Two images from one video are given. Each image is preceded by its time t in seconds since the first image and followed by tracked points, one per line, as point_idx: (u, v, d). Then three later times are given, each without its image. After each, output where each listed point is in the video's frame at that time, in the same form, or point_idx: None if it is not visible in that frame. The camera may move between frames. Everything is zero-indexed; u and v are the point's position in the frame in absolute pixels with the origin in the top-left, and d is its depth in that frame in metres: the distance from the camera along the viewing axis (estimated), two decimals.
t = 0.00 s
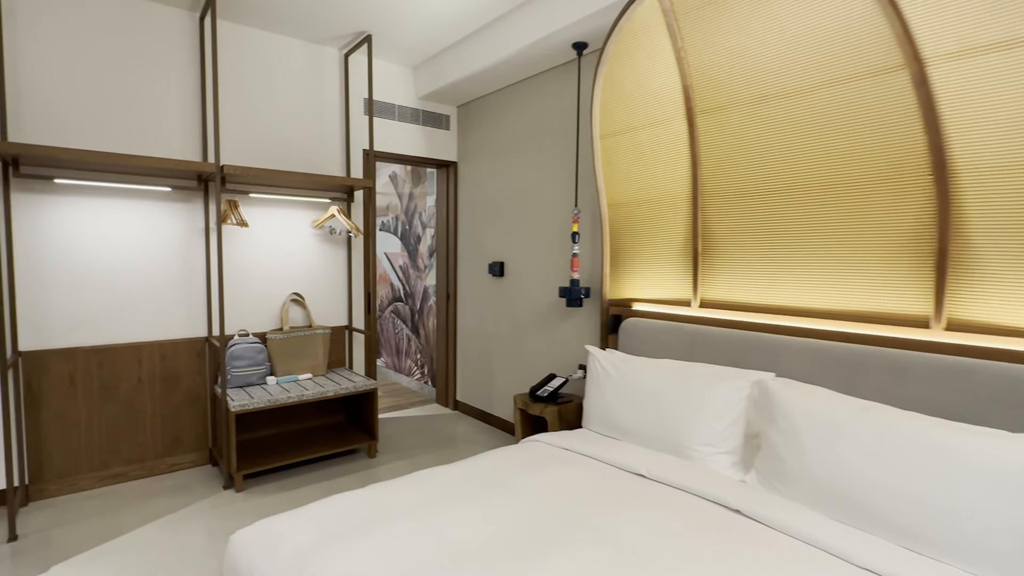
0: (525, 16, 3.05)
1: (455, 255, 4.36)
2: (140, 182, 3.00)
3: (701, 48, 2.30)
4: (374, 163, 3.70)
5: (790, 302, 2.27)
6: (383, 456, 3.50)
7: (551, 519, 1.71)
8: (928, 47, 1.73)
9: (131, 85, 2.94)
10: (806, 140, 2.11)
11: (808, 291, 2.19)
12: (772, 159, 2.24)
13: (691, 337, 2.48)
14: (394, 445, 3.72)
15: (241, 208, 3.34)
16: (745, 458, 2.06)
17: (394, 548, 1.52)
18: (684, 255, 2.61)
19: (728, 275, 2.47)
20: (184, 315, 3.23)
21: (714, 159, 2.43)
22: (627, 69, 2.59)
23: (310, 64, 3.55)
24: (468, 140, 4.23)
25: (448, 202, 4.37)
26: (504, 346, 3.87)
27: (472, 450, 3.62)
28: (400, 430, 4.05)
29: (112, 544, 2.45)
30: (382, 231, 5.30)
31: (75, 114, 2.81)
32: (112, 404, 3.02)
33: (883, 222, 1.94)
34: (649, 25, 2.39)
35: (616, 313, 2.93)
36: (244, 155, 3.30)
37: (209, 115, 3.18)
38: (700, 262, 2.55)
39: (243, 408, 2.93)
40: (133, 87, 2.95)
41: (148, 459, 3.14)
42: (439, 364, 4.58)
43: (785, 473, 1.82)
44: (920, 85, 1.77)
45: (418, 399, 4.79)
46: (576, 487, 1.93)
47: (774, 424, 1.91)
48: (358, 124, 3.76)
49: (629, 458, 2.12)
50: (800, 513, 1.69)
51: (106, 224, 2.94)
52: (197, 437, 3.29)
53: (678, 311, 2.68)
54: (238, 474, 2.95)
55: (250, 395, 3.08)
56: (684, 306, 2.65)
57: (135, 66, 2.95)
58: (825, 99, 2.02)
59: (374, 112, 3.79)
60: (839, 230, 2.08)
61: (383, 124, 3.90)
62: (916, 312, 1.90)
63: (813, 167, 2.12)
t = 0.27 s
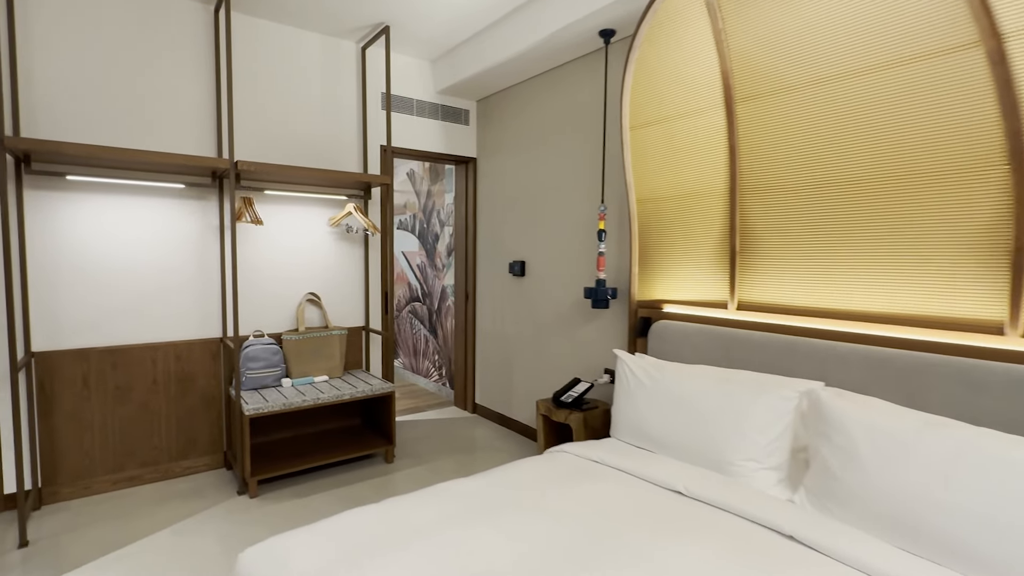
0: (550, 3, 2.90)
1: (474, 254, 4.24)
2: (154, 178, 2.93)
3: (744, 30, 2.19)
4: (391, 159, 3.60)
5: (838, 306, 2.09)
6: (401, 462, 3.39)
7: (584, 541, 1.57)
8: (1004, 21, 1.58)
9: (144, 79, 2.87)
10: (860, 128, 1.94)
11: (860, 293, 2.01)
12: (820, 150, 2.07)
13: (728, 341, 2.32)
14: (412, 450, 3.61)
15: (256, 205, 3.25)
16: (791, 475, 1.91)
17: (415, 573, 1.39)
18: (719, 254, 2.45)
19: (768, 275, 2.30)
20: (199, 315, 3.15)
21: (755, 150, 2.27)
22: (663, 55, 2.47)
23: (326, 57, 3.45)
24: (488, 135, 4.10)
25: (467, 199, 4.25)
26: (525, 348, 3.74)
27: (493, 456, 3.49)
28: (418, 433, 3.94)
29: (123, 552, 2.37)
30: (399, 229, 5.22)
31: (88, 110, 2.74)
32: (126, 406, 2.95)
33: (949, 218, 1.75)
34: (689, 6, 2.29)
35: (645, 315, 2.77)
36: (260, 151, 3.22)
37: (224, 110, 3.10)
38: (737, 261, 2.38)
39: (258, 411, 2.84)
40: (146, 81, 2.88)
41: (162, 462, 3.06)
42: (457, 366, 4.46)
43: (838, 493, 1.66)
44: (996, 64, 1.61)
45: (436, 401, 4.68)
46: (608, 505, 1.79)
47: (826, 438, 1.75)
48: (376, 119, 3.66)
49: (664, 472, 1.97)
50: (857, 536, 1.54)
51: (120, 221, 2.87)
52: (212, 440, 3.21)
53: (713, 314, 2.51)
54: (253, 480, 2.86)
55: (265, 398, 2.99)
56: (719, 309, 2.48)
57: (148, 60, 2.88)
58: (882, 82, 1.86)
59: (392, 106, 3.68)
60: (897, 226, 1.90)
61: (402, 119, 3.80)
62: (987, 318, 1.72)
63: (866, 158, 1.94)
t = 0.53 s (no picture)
0: None
1: (495, 254, 4.11)
2: (168, 177, 2.85)
3: (795, 12, 2.03)
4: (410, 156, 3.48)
5: (896, 311, 1.87)
6: (419, 469, 3.27)
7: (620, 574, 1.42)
8: None
9: (158, 75, 2.79)
10: (926, 116, 1.74)
11: (923, 298, 1.80)
12: (877, 142, 1.87)
13: (771, 349, 2.15)
14: (430, 456, 3.50)
15: (272, 203, 3.16)
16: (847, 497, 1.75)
17: None
18: (760, 255, 2.27)
19: (815, 278, 2.10)
20: (214, 317, 3.07)
21: (802, 143, 2.09)
22: (704, 42, 2.33)
23: (343, 51, 3.34)
24: (509, 131, 3.96)
25: (487, 197, 4.12)
26: (548, 352, 3.59)
27: (514, 464, 3.36)
28: (437, 438, 3.83)
29: (132, 564, 2.28)
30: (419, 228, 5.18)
31: (101, 106, 2.66)
32: (140, 410, 2.88)
33: None
34: None
35: (678, 319, 2.61)
36: (275, 148, 3.12)
37: (239, 106, 3.01)
38: (779, 262, 2.19)
39: (272, 417, 2.74)
40: (160, 76, 2.80)
41: (176, 467, 2.99)
42: (477, 369, 4.33)
43: (905, 522, 1.49)
44: None
45: (455, 405, 4.57)
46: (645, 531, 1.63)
47: (889, 460, 1.58)
48: (394, 115, 3.54)
49: (705, 492, 1.82)
50: (933, 575, 1.35)
51: (133, 221, 2.80)
52: (227, 445, 3.13)
53: (752, 319, 2.33)
54: (267, 489, 2.77)
55: (280, 403, 2.90)
56: (760, 314, 2.30)
57: (161, 54, 2.79)
58: (954, 65, 1.67)
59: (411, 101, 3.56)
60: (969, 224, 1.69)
61: (420, 115, 3.68)
62: None
63: (932, 150, 1.74)
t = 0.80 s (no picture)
0: None
1: (518, 253, 3.97)
2: (185, 173, 2.77)
3: None
4: (431, 151, 3.35)
5: (972, 316, 1.69)
6: (441, 477, 3.15)
7: None
8: None
9: (175, 68, 2.71)
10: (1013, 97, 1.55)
11: (1005, 301, 1.61)
12: (952, 128, 1.68)
13: (826, 356, 1.98)
14: (452, 462, 3.37)
15: (290, 200, 3.07)
16: (920, 523, 1.57)
17: None
18: (812, 253, 2.09)
19: (874, 278, 1.92)
20: (232, 318, 2.98)
21: (862, 130, 1.90)
22: (755, 23, 2.17)
23: (364, 43, 3.23)
24: (534, 125, 3.81)
25: (510, 194, 3.98)
26: (574, 355, 3.44)
27: (539, 471, 3.22)
28: (459, 443, 3.71)
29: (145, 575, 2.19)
30: (439, 226, 5.07)
31: (117, 100, 2.59)
32: (156, 412, 2.80)
33: None
34: None
35: (718, 322, 2.45)
36: (294, 144, 3.03)
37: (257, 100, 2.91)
38: (834, 261, 2.02)
39: (290, 422, 2.64)
40: (177, 69, 2.72)
41: (193, 472, 2.91)
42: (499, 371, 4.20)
43: (996, 555, 1.32)
44: None
45: (476, 408, 4.45)
46: (695, 557, 1.47)
47: (976, 484, 1.40)
48: (416, 109, 3.43)
49: (759, 513, 1.65)
50: None
51: (150, 218, 2.72)
52: (244, 449, 3.04)
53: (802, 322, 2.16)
54: (284, 495, 2.67)
55: (299, 406, 2.80)
56: (811, 317, 2.12)
57: (179, 46, 2.71)
58: None
59: (433, 95, 3.44)
60: None
61: (442, 109, 3.56)
62: None
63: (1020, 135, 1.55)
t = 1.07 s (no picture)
0: None
1: (545, 252, 3.81)
2: (203, 168, 2.66)
3: None
4: (457, 146, 3.21)
5: None
6: (467, 486, 3.01)
7: None
8: None
9: (193, 60, 2.60)
10: None
11: None
12: None
13: (898, 367, 1.79)
14: (478, 470, 3.23)
15: (311, 196, 2.95)
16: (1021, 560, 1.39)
17: None
18: (880, 252, 1.90)
19: (955, 280, 1.72)
20: (251, 320, 2.87)
21: (943, 115, 1.71)
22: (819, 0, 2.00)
23: (387, 33, 3.10)
24: (562, 119, 3.65)
25: (537, 191, 3.83)
26: (605, 360, 3.28)
27: (569, 482, 3.06)
28: (483, 450, 3.56)
29: None
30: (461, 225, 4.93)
31: (134, 93, 2.49)
32: (174, 417, 2.70)
33: None
34: None
35: (769, 327, 2.27)
36: (315, 139, 2.91)
37: (278, 93, 2.80)
38: (906, 261, 1.82)
39: (312, 429, 2.52)
40: (195, 61, 2.61)
41: (211, 479, 2.81)
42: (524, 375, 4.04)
43: None
44: None
45: (499, 412, 4.30)
46: None
47: None
48: (440, 102, 3.29)
49: (833, 544, 1.47)
50: None
51: (167, 216, 2.62)
52: (264, 456, 2.93)
53: (867, 329, 1.97)
54: (305, 506, 2.53)
55: (320, 412, 2.68)
56: (878, 322, 1.92)
57: (196, 36, 2.60)
58: None
59: (458, 88, 3.30)
60: None
61: (467, 102, 3.41)
62: None
63: None
